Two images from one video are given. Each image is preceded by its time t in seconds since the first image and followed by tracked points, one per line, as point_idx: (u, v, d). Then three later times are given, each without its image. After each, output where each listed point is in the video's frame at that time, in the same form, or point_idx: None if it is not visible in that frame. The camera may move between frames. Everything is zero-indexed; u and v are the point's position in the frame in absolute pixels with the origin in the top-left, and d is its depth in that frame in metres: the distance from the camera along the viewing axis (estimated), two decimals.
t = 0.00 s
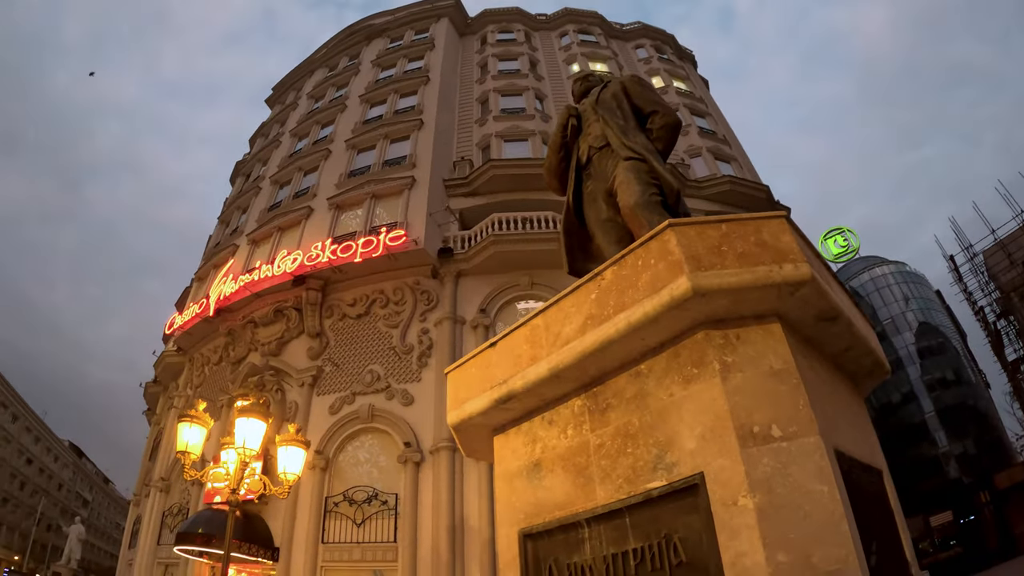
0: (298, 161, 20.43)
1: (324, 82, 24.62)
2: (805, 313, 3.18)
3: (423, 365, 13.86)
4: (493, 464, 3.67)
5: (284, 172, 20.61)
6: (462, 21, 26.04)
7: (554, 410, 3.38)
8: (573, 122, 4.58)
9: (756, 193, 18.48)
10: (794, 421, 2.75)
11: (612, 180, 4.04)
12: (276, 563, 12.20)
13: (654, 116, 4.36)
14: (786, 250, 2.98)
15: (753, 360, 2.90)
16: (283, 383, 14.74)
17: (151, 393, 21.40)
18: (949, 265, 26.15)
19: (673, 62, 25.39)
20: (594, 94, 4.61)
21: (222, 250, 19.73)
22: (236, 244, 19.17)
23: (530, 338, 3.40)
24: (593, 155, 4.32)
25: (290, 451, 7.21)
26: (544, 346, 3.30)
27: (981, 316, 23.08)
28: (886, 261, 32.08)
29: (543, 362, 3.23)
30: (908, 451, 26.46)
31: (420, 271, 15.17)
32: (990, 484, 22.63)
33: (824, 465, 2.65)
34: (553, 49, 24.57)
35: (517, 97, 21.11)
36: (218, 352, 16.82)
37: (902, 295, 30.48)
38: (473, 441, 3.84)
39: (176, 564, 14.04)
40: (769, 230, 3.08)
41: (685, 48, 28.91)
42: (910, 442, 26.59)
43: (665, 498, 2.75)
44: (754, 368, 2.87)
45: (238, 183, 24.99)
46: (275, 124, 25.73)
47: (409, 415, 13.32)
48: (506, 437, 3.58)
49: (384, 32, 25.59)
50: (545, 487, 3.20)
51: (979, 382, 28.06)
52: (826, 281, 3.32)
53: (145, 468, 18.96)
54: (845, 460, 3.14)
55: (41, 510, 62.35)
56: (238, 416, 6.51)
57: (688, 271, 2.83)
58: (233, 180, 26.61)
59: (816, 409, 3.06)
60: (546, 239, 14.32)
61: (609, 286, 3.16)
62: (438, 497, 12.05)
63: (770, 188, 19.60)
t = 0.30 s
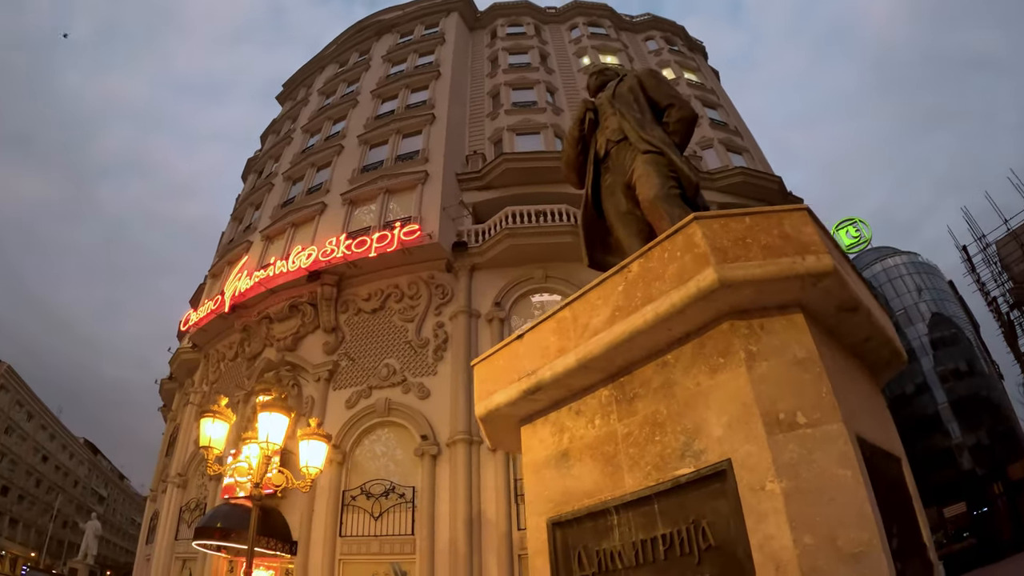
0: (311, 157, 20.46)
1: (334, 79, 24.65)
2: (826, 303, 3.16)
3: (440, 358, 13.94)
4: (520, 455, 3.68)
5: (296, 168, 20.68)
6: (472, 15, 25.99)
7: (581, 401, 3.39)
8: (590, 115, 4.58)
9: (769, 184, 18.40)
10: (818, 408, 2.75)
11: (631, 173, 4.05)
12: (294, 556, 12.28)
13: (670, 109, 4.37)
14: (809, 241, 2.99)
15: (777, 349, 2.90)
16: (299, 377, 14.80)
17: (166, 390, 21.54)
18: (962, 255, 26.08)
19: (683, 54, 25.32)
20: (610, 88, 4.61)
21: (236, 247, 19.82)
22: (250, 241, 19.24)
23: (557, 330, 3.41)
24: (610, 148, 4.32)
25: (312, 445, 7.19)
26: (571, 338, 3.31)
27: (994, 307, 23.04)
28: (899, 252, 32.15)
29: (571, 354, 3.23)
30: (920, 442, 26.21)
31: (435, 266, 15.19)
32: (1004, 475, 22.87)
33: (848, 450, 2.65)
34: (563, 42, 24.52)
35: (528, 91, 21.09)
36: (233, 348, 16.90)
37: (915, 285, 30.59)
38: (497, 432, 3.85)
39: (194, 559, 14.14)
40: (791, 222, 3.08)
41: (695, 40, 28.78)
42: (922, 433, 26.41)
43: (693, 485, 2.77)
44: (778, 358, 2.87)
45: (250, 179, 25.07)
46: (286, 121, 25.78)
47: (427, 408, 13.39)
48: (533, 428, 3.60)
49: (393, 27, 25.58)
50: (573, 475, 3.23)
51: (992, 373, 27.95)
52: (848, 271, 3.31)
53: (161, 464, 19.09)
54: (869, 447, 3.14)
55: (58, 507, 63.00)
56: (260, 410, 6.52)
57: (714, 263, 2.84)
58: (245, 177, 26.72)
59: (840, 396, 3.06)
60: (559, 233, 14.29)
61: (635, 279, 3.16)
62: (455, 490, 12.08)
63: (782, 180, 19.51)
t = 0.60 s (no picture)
0: (323, 151, 20.50)
1: (345, 73, 24.64)
2: (849, 291, 3.12)
3: (456, 350, 13.96)
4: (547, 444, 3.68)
5: (309, 163, 20.71)
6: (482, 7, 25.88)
7: (609, 388, 3.40)
8: (608, 106, 4.56)
9: (782, 173, 18.28)
10: (844, 392, 2.73)
11: (649, 163, 4.05)
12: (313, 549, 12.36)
13: (687, 99, 4.35)
14: (834, 228, 2.97)
15: (803, 335, 2.88)
16: (315, 371, 14.88)
17: (182, 385, 21.67)
18: (976, 243, 25.95)
19: (694, 43, 25.19)
20: (627, 78, 4.59)
21: (250, 242, 19.87)
22: (264, 236, 19.29)
23: (584, 318, 3.41)
24: (628, 138, 4.31)
25: (332, 437, 7.21)
26: (599, 326, 3.31)
27: (1007, 295, 22.88)
28: (912, 241, 32.24)
29: (599, 341, 3.24)
30: (935, 431, 26.12)
31: (449, 258, 15.17)
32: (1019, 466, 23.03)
33: (875, 435, 2.63)
34: (574, 33, 24.41)
35: (539, 82, 21.05)
36: (249, 342, 16.94)
37: (929, 274, 30.65)
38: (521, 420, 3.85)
39: (213, 553, 14.22)
40: (816, 209, 3.07)
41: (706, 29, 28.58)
42: (936, 422, 26.32)
43: (723, 470, 2.77)
44: (805, 344, 2.85)
45: (263, 174, 25.12)
46: (298, 115, 25.82)
47: (444, 400, 13.42)
48: (559, 416, 3.60)
49: (403, 20, 25.52)
50: (601, 463, 3.24)
51: (1006, 362, 27.42)
52: (872, 258, 3.27)
53: (178, 459, 19.20)
54: (896, 432, 3.11)
55: (76, 503, 63.50)
56: (282, 404, 6.55)
57: (742, 250, 2.84)
58: (257, 172, 26.82)
59: (867, 382, 3.03)
60: (573, 224, 14.25)
61: (663, 266, 3.16)
62: (472, 482, 12.10)
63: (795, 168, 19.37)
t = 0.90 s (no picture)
0: (338, 144, 20.50)
1: (357, 65, 24.62)
2: (882, 272, 3.11)
3: (474, 340, 13.92)
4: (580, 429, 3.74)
5: (324, 155, 20.73)
6: None
7: (643, 371, 3.43)
8: (630, 92, 4.56)
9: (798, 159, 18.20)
10: (882, 370, 2.72)
11: (674, 148, 4.06)
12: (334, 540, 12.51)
13: (709, 84, 4.32)
14: (869, 208, 2.96)
15: (840, 315, 2.87)
16: (334, 362, 14.91)
17: (200, 380, 21.87)
18: (993, 230, 25.92)
19: (707, 30, 25.06)
20: (648, 63, 4.57)
21: (266, 235, 19.92)
22: (280, 229, 19.36)
23: (619, 301, 3.47)
24: (651, 124, 4.32)
25: (357, 427, 7.17)
26: (634, 308, 3.36)
27: None
28: (928, 228, 32.40)
29: (634, 324, 3.28)
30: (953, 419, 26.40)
31: (466, 248, 15.07)
32: None
33: (914, 413, 2.62)
34: (586, 21, 24.27)
35: (553, 71, 20.99)
36: (267, 335, 17.00)
37: (944, 262, 31.00)
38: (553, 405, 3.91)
39: (233, 544, 14.33)
40: (850, 190, 3.06)
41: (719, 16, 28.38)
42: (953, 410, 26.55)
43: (762, 450, 2.78)
44: (841, 323, 2.84)
45: (277, 168, 25.18)
46: (311, 109, 25.84)
47: (462, 390, 13.43)
48: (592, 401, 3.65)
49: (414, 12, 25.45)
50: (637, 446, 3.29)
51: None
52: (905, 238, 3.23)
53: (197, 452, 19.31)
54: (932, 412, 3.08)
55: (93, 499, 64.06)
56: (306, 393, 6.56)
57: (778, 230, 2.87)
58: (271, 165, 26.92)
59: (902, 362, 3.01)
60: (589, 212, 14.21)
61: (698, 248, 3.20)
62: (493, 472, 12.07)
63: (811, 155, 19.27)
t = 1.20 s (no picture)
0: (352, 135, 20.50)
1: (370, 57, 24.59)
2: (919, 254, 3.09)
3: (493, 329, 13.97)
4: (614, 414, 3.84)
5: (338, 147, 20.75)
6: None
7: (680, 355, 3.50)
8: (652, 77, 4.57)
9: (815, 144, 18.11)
10: (922, 351, 2.71)
11: (699, 133, 4.07)
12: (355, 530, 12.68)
13: (732, 68, 4.32)
14: (907, 190, 2.96)
15: (881, 297, 2.86)
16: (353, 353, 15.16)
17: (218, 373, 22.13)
18: (1011, 217, 25.87)
19: (721, 16, 24.91)
20: (670, 48, 4.57)
21: (282, 228, 20.03)
22: (296, 221, 19.45)
23: (655, 286, 3.55)
24: (675, 109, 4.32)
25: (381, 417, 7.16)
26: (672, 292, 3.44)
27: None
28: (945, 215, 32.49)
29: (672, 307, 3.36)
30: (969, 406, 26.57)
31: (484, 237, 15.08)
32: None
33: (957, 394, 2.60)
34: (599, 8, 24.08)
35: (567, 59, 20.86)
36: (284, 327, 17.28)
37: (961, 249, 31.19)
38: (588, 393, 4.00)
39: (255, 536, 14.52)
40: (887, 170, 3.07)
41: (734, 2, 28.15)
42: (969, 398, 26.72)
43: (804, 433, 2.82)
44: (882, 305, 2.83)
45: (291, 160, 25.26)
46: (325, 101, 25.88)
47: (482, 379, 13.51)
48: (628, 386, 3.73)
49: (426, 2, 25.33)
50: (676, 431, 3.36)
51: None
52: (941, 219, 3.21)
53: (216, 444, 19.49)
54: (970, 395, 3.06)
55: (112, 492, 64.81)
56: (331, 383, 6.55)
57: (820, 211, 2.90)
58: (285, 158, 27.05)
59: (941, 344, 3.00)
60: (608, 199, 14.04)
61: (736, 230, 3.27)
62: (514, 463, 12.08)
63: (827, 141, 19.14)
